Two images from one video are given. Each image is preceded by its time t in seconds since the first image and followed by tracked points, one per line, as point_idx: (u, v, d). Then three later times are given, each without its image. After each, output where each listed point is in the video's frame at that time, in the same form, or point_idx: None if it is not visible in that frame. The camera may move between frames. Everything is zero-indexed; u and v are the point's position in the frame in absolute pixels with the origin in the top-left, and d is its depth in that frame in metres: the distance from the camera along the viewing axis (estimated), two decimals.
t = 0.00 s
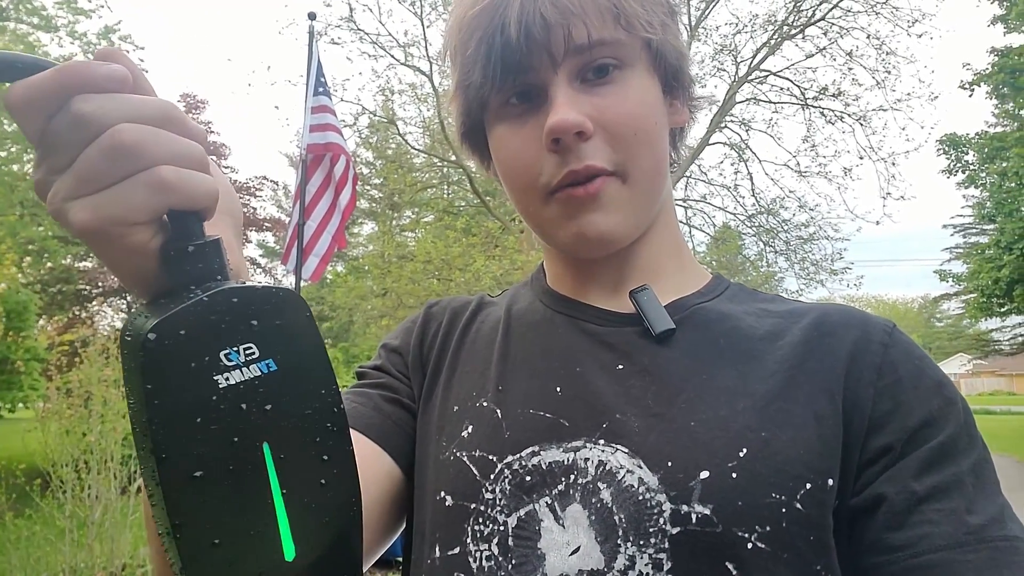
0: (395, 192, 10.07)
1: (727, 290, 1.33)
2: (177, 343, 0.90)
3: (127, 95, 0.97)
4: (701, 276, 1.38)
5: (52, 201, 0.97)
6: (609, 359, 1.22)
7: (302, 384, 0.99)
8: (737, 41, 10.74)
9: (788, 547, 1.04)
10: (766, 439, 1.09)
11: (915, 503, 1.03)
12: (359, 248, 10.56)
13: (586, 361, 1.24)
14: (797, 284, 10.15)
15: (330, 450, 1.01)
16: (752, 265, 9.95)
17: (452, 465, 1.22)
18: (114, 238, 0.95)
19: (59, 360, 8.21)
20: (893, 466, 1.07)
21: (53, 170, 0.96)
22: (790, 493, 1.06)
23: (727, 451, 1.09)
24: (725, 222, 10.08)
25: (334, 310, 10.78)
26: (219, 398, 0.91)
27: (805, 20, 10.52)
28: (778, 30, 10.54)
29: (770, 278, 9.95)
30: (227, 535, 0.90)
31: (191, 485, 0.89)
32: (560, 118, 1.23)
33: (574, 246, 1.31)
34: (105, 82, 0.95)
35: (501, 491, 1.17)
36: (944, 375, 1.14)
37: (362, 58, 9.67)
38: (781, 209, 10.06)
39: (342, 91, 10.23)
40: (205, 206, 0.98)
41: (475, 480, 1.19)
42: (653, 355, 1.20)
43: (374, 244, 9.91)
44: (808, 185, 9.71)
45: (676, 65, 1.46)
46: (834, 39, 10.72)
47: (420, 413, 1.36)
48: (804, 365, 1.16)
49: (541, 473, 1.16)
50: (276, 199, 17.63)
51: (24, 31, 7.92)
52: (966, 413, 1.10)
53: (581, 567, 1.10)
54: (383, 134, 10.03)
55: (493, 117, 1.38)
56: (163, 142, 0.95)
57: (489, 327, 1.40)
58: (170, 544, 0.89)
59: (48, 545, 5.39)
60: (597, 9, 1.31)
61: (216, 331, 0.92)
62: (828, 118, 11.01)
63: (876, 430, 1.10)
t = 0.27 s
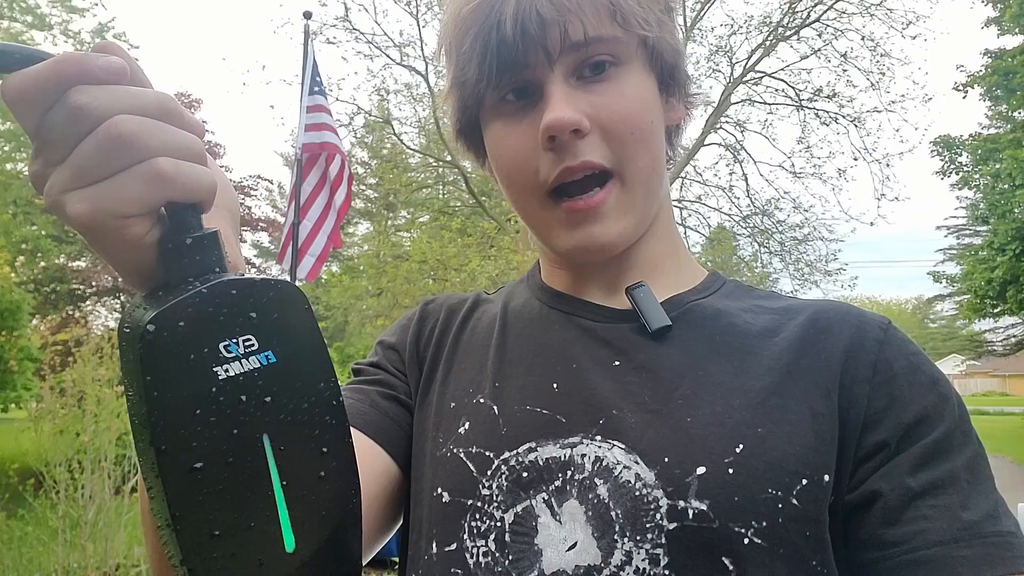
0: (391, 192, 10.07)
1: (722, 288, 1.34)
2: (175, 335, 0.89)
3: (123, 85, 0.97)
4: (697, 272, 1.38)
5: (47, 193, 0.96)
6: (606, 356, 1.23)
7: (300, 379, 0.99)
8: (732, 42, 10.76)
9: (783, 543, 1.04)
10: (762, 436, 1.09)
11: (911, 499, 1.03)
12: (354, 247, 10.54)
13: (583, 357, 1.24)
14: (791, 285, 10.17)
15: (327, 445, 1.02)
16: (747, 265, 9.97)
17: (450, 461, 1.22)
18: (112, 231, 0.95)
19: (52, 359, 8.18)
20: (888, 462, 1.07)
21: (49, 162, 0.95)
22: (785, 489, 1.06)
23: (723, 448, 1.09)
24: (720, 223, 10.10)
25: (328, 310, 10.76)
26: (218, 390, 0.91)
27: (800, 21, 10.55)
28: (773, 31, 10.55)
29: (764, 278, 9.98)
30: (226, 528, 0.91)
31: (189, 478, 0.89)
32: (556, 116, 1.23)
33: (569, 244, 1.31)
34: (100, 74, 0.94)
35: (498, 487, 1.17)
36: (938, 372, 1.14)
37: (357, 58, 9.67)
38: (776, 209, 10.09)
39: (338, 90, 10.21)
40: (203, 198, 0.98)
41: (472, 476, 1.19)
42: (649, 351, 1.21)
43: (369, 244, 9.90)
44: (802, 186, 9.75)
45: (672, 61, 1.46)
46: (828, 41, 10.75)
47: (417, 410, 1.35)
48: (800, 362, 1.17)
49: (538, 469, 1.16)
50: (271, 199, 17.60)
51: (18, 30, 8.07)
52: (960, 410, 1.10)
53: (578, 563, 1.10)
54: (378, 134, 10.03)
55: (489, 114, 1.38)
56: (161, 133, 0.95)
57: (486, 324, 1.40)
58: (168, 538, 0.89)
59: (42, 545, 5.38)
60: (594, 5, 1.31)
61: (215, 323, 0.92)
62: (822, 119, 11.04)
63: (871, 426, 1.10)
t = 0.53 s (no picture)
0: (387, 192, 10.05)
1: (718, 290, 1.33)
2: (168, 341, 0.89)
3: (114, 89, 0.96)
4: (693, 275, 1.38)
5: (38, 197, 0.95)
6: (602, 359, 1.22)
7: (292, 384, 0.98)
8: (728, 43, 10.78)
9: (780, 546, 1.04)
10: (758, 439, 1.09)
11: (908, 502, 1.02)
12: (350, 248, 10.52)
13: (579, 359, 1.24)
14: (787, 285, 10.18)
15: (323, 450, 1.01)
16: (742, 266, 9.98)
17: (444, 464, 1.22)
18: (104, 235, 0.95)
19: (47, 359, 8.16)
20: (884, 466, 1.07)
21: (40, 167, 0.95)
22: (782, 492, 1.06)
23: (719, 451, 1.09)
24: (716, 224, 10.11)
25: (324, 310, 10.73)
26: (212, 395, 0.90)
27: (795, 22, 10.57)
28: (768, 32, 10.58)
29: (760, 278, 9.99)
30: (221, 534, 0.89)
31: (182, 485, 0.88)
32: (550, 118, 1.23)
33: (564, 246, 1.30)
34: (91, 77, 0.94)
35: (493, 491, 1.17)
36: (934, 375, 1.14)
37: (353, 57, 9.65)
38: (771, 210, 10.10)
39: (334, 90, 10.19)
40: (196, 202, 0.97)
41: (467, 479, 1.19)
42: (645, 353, 1.20)
43: (365, 244, 9.87)
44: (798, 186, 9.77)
45: (667, 64, 1.46)
46: (824, 42, 10.77)
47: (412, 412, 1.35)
48: (795, 365, 1.16)
49: (533, 472, 1.16)
50: (267, 199, 17.55)
51: (13, 29, 8.08)
52: (956, 414, 1.10)
53: (574, 567, 1.09)
54: (375, 134, 10.02)
55: (484, 116, 1.38)
56: (152, 137, 0.94)
57: (481, 326, 1.39)
58: (161, 545, 0.88)
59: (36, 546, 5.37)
60: (588, 8, 1.30)
61: (208, 329, 0.91)
62: (818, 120, 11.06)
63: (868, 429, 1.10)
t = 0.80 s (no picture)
0: (384, 192, 10.06)
1: (714, 286, 1.33)
2: (165, 335, 0.89)
3: (108, 84, 0.96)
4: (688, 270, 1.38)
5: (35, 193, 0.95)
6: (599, 353, 1.23)
7: (286, 379, 0.98)
8: (724, 44, 10.80)
9: (777, 540, 1.04)
10: (755, 433, 1.09)
11: (904, 497, 1.03)
12: (347, 248, 10.51)
13: (576, 354, 1.24)
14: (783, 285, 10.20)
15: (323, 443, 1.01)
16: (739, 266, 9.99)
17: (443, 459, 1.22)
18: (100, 231, 0.95)
19: (43, 359, 8.14)
20: (880, 460, 1.08)
21: (36, 163, 0.95)
22: (780, 486, 1.06)
23: (717, 444, 1.09)
24: (712, 224, 10.13)
25: (321, 310, 10.71)
26: (211, 388, 0.90)
27: (792, 23, 10.60)
28: (765, 33, 10.60)
29: (756, 278, 10.01)
30: (222, 529, 0.89)
31: (180, 478, 0.88)
32: (536, 111, 1.23)
33: (555, 240, 1.31)
34: (85, 74, 0.93)
35: (491, 485, 1.17)
36: (930, 369, 1.14)
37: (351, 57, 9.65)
38: (768, 210, 10.13)
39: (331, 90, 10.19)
40: (193, 197, 0.97)
41: (465, 474, 1.19)
42: (642, 348, 1.21)
43: (362, 244, 9.87)
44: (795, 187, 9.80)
45: (659, 59, 1.46)
46: (820, 43, 10.80)
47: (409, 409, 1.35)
48: (792, 360, 1.17)
49: (530, 467, 1.16)
50: (264, 200, 17.54)
51: (9, 28, 8.09)
52: (953, 409, 1.10)
53: (572, 561, 1.09)
54: (372, 134, 10.01)
55: (475, 112, 1.39)
56: (147, 133, 0.94)
57: (478, 323, 1.39)
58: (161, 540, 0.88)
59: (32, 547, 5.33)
60: (575, 3, 1.31)
61: (207, 322, 0.91)
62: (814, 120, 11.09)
63: (864, 424, 1.11)
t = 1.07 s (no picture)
0: (379, 192, 10.05)
1: (713, 291, 1.33)
2: (185, 333, 0.90)
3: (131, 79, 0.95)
4: (686, 275, 1.37)
5: (49, 187, 0.93)
6: (598, 358, 1.22)
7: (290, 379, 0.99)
8: (719, 45, 10.81)
9: (776, 546, 1.03)
10: (754, 437, 1.09)
11: (903, 503, 1.03)
12: (342, 248, 10.49)
13: (573, 358, 1.23)
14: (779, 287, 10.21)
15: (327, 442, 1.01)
16: (734, 267, 10.01)
17: (439, 463, 1.21)
18: (117, 226, 0.94)
19: (35, 359, 8.08)
20: (879, 466, 1.07)
21: (50, 156, 0.93)
22: (778, 491, 1.05)
23: (716, 449, 1.08)
24: (708, 225, 10.15)
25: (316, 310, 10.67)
26: (227, 383, 0.92)
27: (787, 24, 10.61)
28: (760, 34, 10.61)
29: (751, 280, 10.02)
30: (234, 522, 0.91)
31: (195, 472, 0.90)
32: (514, 133, 1.22)
33: (547, 257, 1.30)
34: (110, 68, 0.92)
35: (488, 490, 1.16)
36: (931, 375, 1.14)
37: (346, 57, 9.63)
38: (763, 211, 10.14)
39: (326, 90, 10.17)
40: (209, 193, 0.97)
41: (462, 479, 1.18)
42: (641, 353, 1.20)
43: (357, 245, 9.86)
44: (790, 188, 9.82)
45: (642, 64, 1.45)
46: (815, 44, 10.81)
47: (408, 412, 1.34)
48: (792, 364, 1.16)
49: (527, 472, 1.15)
50: (258, 200, 17.49)
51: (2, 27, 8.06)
52: (952, 414, 1.10)
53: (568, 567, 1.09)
54: (367, 134, 9.99)
55: (460, 133, 1.39)
56: (170, 129, 0.94)
57: (476, 327, 1.38)
58: (173, 534, 0.90)
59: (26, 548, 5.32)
60: (547, 19, 1.30)
61: (226, 316, 0.93)
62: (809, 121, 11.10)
63: (864, 429, 1.10)
